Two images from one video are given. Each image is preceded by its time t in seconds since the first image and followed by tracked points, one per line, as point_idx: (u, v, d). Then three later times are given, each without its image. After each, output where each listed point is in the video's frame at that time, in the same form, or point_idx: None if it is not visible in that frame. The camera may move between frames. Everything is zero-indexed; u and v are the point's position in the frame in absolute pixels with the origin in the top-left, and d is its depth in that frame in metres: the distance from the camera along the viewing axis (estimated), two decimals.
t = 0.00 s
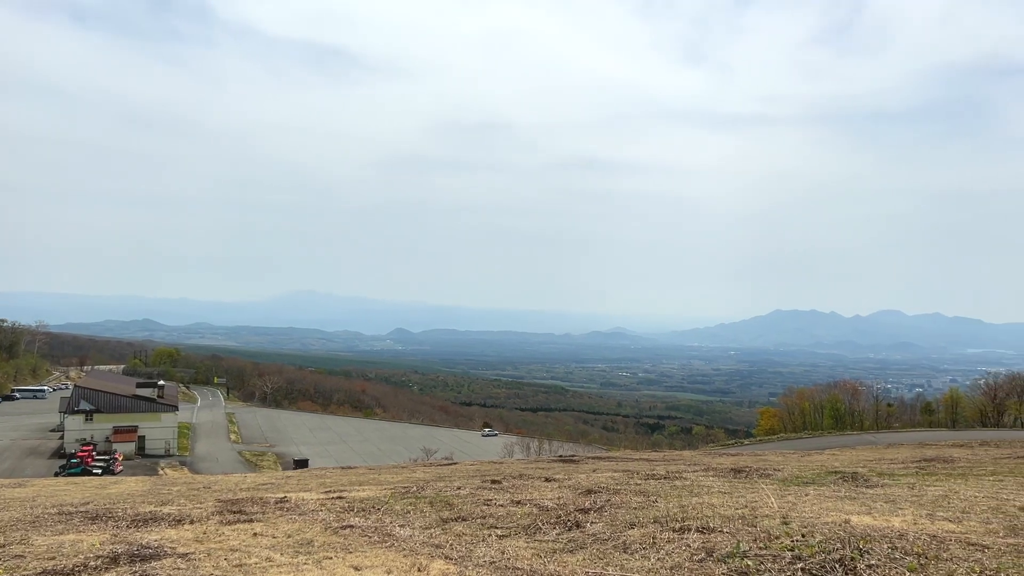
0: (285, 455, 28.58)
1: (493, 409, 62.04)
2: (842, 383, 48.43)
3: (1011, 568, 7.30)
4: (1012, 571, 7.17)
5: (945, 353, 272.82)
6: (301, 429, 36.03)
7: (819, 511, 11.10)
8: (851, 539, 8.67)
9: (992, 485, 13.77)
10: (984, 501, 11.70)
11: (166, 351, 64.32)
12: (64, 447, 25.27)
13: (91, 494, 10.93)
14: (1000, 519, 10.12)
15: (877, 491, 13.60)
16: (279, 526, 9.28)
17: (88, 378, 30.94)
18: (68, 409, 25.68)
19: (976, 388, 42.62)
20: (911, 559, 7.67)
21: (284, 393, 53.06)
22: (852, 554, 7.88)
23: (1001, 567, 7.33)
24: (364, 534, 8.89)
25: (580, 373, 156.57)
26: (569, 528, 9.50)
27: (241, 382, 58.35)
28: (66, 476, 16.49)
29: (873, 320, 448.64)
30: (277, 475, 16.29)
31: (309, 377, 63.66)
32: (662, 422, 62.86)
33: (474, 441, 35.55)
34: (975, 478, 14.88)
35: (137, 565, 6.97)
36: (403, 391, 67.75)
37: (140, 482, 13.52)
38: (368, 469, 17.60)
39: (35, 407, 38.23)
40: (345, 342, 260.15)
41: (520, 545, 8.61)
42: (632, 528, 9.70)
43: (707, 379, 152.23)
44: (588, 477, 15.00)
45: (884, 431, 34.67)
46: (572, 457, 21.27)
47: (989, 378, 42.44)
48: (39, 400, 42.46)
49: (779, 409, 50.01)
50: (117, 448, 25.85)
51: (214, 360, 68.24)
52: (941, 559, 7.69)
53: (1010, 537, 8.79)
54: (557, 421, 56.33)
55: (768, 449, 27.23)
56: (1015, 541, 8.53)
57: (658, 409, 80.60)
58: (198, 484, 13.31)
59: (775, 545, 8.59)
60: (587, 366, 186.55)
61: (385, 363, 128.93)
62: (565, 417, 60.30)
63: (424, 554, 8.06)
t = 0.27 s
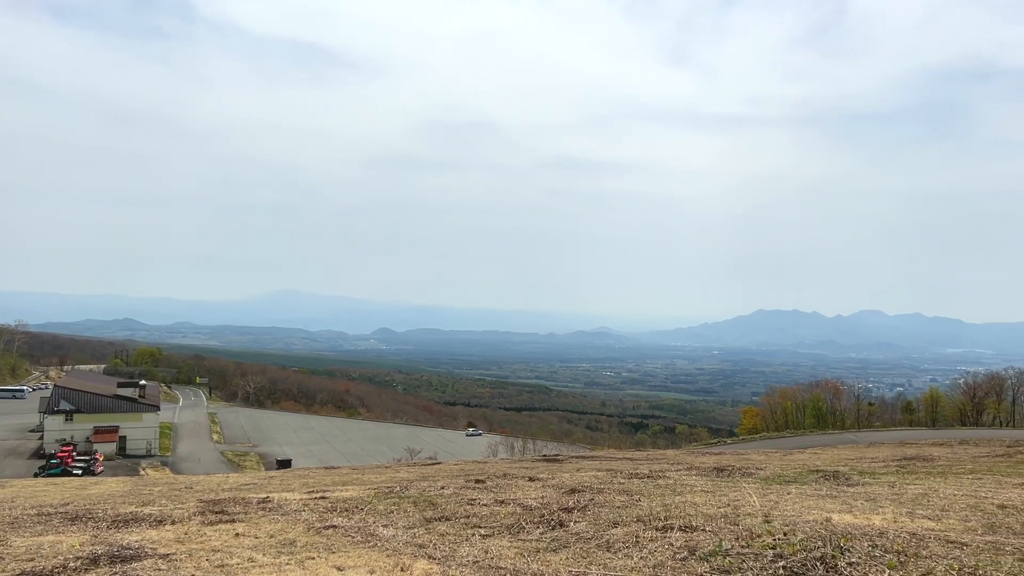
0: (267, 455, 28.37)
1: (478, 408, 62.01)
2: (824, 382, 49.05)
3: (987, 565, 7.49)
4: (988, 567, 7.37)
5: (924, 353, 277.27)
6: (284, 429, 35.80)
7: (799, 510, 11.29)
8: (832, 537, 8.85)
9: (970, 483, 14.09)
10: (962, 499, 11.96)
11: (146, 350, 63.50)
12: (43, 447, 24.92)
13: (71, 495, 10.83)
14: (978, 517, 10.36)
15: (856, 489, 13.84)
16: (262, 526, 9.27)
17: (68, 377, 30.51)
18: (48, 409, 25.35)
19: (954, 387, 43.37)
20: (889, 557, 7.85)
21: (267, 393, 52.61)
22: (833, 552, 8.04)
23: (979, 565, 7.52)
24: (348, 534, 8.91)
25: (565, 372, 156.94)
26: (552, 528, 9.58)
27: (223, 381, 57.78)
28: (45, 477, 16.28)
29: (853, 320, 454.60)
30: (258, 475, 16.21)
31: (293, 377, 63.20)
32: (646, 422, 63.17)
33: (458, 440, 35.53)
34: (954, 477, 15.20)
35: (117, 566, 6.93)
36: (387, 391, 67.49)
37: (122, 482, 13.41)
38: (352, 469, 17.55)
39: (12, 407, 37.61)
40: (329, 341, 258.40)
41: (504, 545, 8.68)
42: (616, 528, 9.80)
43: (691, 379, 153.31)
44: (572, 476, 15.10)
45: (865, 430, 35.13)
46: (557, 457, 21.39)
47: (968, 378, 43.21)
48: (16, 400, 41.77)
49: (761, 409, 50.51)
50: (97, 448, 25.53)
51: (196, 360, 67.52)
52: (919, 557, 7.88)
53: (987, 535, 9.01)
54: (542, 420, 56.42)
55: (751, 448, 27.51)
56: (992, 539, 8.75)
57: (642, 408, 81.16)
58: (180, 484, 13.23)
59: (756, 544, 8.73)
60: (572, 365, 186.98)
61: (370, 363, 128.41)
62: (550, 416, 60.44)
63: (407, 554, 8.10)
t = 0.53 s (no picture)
0: (253, 455, 28.22)
1: (466, 408, 61.96)
2: (811, 382, 49.58)
3: (971, 563, 7.65)
4: (971, 565, 7.54)
5: (907, 353, 280.69)
6: (270, 429, 35.66)
7: (785, 509, 11.45)
8: (818, 536, 8.99)
9: (953, 482, 14.36)
10: (946, 497, 12.20)
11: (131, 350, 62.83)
12: (26, 448, 24.63)
13: (56, 495, 10.76)
14: (961, 515, 10.57)
15: (841, 489, 14.04)
16: (250, 527, 9.26)
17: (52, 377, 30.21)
18: (32, 410, 25.07)
19: (938, 387, 43.97)
20: (875, 555, 7.99)
21: (254, 393, 52.24)
22: (819, 551, 8.17)
23: (962, 562, 7.68)
24: (335, 534, 8.92)
25: (553, 372, 157.20)
26: (539, 527, 9.65)
27: (209, 381, 57.31)
28: (28, 477, 16.13)
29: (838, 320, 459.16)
30: (244, 475, 16.19)
31: (279, 377, 62.84)
32: (634, 421, 63.42)
33: (445, 440, 35.51)
34: (938, 476, 15.47)
35: (101, 567, 6.90)
36: (374, 390, 67.23)
37: (107, 482, 13.34)
38: (339, 469, 17.51)
39: None
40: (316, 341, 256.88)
41: (492, 544, 8.74)
42: (603, 527, 9.90)
43: (678, 378, 154.03)
44: (560, 476, 15.17)
45: (850, 429, 35.49)
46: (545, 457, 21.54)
47: (951, 377, 43.85)
48: None
49: (748, 408, 50.91)
50: (82, 449, 25.25)
51: (181, 360, 66.94)
52: (904, 555, 8.03)
53: (970, 533, 9.20)
54: (530, 420, 56.48)
55: (738, 448, 27.74)
56: (974, 536, 8.93)
57: (630, 408, 81.50)
58: (167, 485, 13.17)
59: (743, 543, 8.85)
60: (560, 365, 187.27)
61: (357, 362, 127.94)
62: (538, 416, 60.52)
63: (394, 554, 8.13)
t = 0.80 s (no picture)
0: (242, 456, 28.07)
1: (456, 408, 61.89)
2: (800, 381, 49.89)
3: (958, 561, 7.77)
4: (957, 564, 7.66)
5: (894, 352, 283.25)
6: (259, 429, 35.52)
7: (774, 508, 11.55)
8: (806, 535, 9.08)
9: (940, 481, 14.55)
10: (934, 496, 12.35)
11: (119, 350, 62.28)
12: (13, 449, 24.39)
13: (42, 497, 10.68)
14: (949, 514, 10.71)
15: (830, 488, 14.17)
16: (239, 527, 9.23)
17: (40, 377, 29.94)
18: (20, 410, 24.83)
19: (926, 387, 44.36)
20: (862, 554, 8.09)
21: (243, 393, 51.93)
22: (807, 550, 8.27)
23: (949, 561, 7.79)
24: (325, 535, 8.92)
25: (543, 372, 157.43)
26: (529, 527, 9.69)
27: (197, 381, 56.93)
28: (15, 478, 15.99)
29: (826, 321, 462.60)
30: (234, 476, 16.14)
31: (269, 377, 62.55)
32: (624, 421, 63.59)
33: (435, 440, 35.46)
34: (925, 475, 15.64)
35: (89, 569, 6.86)
36: (364, 390, 67.01)
37: (95, 482, 13.24)
38: (328, 470, 17.46)
39: None
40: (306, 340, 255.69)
41: (482, 544, 8.76)
42: (593, 526, 9.95)
43: (668, 378, 154.53)
44: (550, 476, 15.20)
45: (839, 429, 35.75)
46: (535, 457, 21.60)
47: (938, 377, 44.27)
48: None
49: (738, 408, 51.17)
50: (70, 449, 24.99)
51: (170, 360, 66.45)
52: (892, 554, 8.14)
53: (957, 532, 9.34)
54: (521, 420, 56.48)
55: (728, 447, 27.88)
56: (961, 535, 9.06)
57: (620, 408, 81.62)
58: (155, 486, 13.10)
59: (732, 542, 8.93)
60: (550, 364, 187.44)
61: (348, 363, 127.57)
62: (529, 416, 60.53)
63: (383, 554, 8.13)
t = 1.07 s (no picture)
0: (233, 456, 28.00)
1: (448, 408, 61.87)
2: (791, 381, 50.19)
3: (948, 561, 7.86)
4: (947, 562, 7.77)
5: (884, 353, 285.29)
6: (250, 430, 35.42)
7: (766, 508, 11.64)
8: (798, 534, 9.15)
9: (930, 480, 14.69)
10: (924, 496, 12.48)
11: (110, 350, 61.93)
12: (3, 450, 24.22)
13: (32, 497, 10.64)
14: (939, 513, 10.83)
15: (821, 487, 14.28)
16: (230, 528, 9.20)
17: (30, 377, 29.76)
18: (9, 411, 24.67)
19: (916, 387, 44.71)
20: (854, 553, 8.17)
21: (234, 393, 51.73)
22: (799, 550, 8.34)
23: (939, 560, 7.89)
24: (316, 535, 8.92)
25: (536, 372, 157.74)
26: (522, 527, 9.73)
27: (189, 382, 56.66)
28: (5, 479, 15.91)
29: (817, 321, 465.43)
30: (226, 476, 16.11)
31: (261, 377, 62.35)
32: (616, 421, 63.78)
33: (427, 441, 35.46)
34: (915, 474, 15.79)
35: (79, 570, 6.84)
36: (356, 391, 66.88)
37: (86, 483, 13.20)
38: (321, 470, 17.46)
39: None
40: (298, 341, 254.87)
41: (474, 544, 8.79)
42: (585, 526, 10.00)
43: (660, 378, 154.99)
44: (542, 476, 15.25)
45: (830, 428, 36.01)
46: (528, 457, 21.67)
47: (929, 377, 44.65)
48: None
49: (729, 407, 51.42)
50: (60, 450, 24.83)
51: (161, 360, 66.11)
52: (883, 553, 8.23)
53: (947, 531, 9.45)
54: (513, 420, 56.50)
55: (719, 447, 28.02)
56: (951, 534, 9.17)
57: (612, 408, 81.74)
58: (147, 487, 13.07)
59: (723, 542, 9.00)
60: (543, 364, 187.67)
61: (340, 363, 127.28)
62: (521, 416, 60.59)
63: (375, 555, 8.14)
